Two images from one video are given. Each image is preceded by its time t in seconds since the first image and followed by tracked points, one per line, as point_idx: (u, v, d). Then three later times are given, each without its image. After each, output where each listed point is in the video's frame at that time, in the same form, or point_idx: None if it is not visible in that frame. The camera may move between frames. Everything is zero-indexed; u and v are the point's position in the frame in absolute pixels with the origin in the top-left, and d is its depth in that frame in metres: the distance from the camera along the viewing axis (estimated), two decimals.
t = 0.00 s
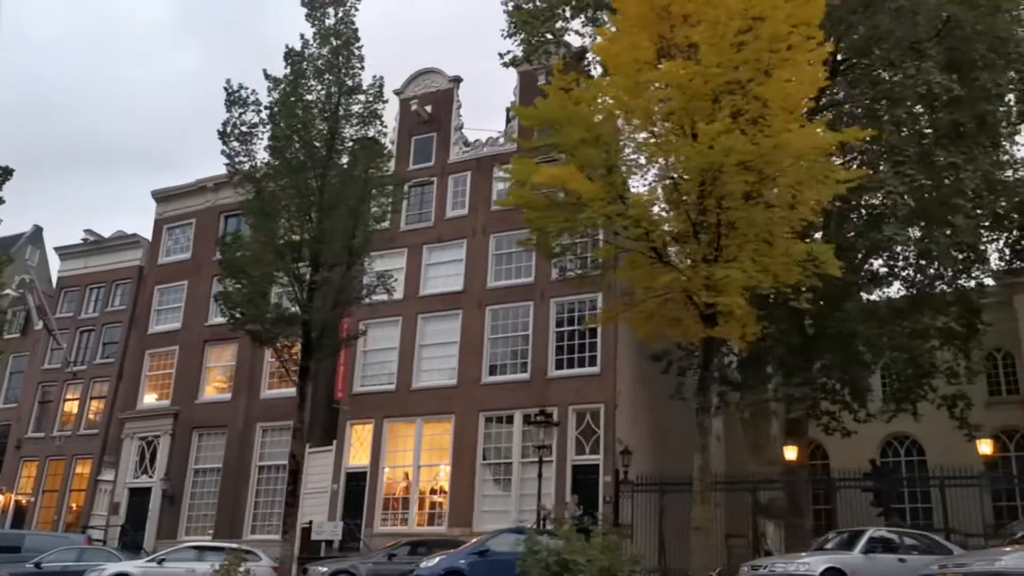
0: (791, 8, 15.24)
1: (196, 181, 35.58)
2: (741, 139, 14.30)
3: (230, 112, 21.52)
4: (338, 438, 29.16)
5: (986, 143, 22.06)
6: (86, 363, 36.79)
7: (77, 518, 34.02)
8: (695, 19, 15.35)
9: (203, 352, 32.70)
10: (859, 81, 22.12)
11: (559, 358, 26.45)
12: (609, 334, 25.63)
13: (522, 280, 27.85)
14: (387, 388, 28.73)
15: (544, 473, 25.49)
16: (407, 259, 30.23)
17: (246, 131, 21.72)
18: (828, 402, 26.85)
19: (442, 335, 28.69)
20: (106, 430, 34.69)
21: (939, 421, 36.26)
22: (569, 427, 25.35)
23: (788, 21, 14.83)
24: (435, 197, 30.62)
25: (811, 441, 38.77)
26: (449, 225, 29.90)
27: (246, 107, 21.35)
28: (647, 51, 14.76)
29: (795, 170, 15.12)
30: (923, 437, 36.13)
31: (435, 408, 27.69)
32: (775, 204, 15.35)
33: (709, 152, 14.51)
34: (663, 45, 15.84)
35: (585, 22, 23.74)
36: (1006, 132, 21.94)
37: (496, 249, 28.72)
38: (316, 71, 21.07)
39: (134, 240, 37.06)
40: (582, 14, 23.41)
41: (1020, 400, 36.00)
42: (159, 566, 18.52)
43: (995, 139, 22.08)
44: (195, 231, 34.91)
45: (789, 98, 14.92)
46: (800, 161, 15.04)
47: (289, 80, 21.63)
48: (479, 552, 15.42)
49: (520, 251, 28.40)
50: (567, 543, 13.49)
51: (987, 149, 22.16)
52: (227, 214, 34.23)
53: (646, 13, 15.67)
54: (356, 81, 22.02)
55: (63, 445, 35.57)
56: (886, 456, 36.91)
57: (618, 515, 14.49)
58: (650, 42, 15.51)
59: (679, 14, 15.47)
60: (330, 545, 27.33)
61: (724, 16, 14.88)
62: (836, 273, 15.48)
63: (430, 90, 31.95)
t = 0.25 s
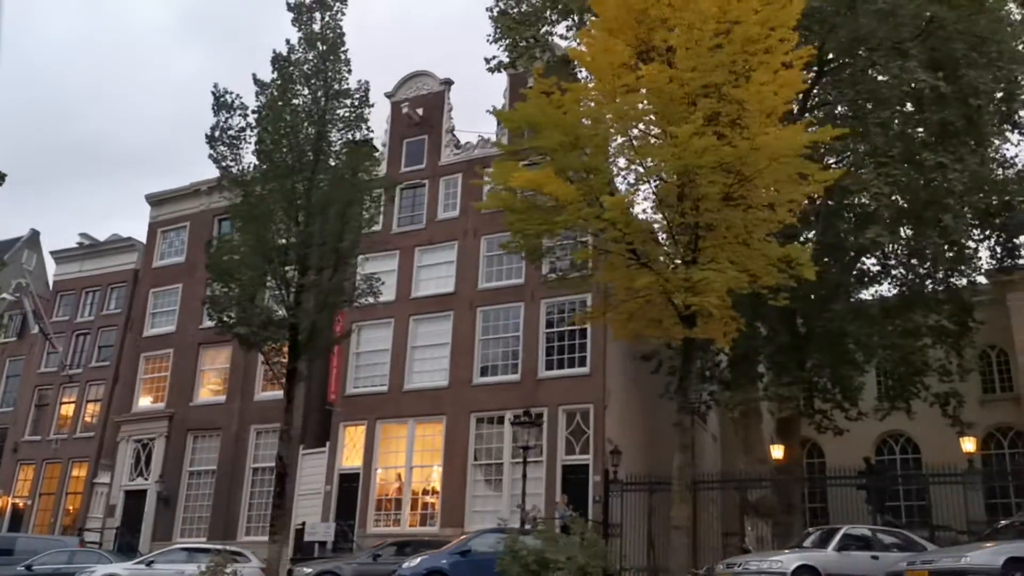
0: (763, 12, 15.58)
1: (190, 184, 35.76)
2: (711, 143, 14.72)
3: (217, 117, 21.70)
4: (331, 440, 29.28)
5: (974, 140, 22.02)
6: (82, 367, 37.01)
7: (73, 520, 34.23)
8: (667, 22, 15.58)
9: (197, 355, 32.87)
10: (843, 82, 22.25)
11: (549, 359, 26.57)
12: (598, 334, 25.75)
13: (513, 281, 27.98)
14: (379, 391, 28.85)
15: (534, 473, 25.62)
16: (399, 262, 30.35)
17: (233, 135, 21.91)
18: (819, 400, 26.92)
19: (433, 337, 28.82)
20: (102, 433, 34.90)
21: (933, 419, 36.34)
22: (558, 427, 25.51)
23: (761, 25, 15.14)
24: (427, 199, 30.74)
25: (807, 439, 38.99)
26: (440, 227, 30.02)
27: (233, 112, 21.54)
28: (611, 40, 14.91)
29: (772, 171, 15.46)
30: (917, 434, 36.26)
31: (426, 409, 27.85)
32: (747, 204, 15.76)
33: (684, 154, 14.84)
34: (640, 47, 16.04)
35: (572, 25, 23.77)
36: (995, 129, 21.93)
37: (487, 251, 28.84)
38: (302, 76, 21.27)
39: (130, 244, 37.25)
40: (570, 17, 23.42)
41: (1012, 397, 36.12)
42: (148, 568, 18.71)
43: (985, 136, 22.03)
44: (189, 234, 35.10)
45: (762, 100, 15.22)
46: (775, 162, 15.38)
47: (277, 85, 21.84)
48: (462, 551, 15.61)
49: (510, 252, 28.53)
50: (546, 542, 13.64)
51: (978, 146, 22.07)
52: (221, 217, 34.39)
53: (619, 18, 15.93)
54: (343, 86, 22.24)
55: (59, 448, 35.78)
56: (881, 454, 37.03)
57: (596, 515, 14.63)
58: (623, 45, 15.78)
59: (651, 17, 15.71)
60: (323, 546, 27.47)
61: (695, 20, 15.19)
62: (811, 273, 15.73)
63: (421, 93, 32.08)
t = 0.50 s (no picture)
0: (743, 17, 15.82)
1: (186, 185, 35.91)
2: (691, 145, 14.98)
3: (209, 118, 21.82)
4: (324, 440, 29.38)
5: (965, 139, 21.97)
6: (79, 367, 37.20)
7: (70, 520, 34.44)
8: (648, 26, 15.81)
9: (193, 356, 33.02)
10: (828, 84, 22.17)
11: (541, 359, 26.69)
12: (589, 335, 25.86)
13: (505, 282, 28.09)
14: (373, 391, 28.96)
15: (525, 473, 25.74)
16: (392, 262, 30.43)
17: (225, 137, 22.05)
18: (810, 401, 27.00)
19: (426, 337, 28.93)
20: (98, 433, 35.11)
21: (927, 419, 36.44)
22: (549, 428, 25.63)
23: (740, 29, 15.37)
24: (421, 200, 30.77)
25: (804, 439, 39.13)
26: (433, 228, 30.09)
27: (224, 113, 21.66)
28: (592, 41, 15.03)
29: (753, 173, 15.66)
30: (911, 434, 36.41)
31: (419, 409, 27.97)
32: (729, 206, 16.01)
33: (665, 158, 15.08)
34: (623, 52, 16.25)
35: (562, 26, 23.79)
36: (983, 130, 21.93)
37: (480, 252, 28.93)
38: (293, 78, 21.41)
39: (126, 244, 37.43)
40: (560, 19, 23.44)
41: (1006, 397, 36.23)
42: (138, 567, 18.90)
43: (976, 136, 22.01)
44: (185, 235, 35.27)
45: (743, 103, 15.44)
46: (756, 164, 15.59)
47: (268, 87, 21.97)
48: (446, 551, 15.76)
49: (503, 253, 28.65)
50: (526, 543, 13.78)
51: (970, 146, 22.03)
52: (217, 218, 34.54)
53: (602, 23, 16.18)
54: (334, 88, 22.40)
55: (56, 448, 35.99)
56: (877, 454, 37.13)
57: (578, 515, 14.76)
58: (605, 50, 16.03)
59: (633, 22, 15.94)
60: (316, 546, 27.60)
61: (675, 25, 15.48)
62: (792, 275, 15.88)
63: (416, 95, 32.16)
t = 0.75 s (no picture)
0: (722, 20, 16.01)
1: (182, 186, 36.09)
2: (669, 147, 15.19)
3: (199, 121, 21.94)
4: (318, 439, 29.52)
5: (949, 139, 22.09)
6: (77, 367, 37.46)
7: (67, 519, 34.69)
8: (628, 30, 16.01)
9: (188, 356, 33.21)
10: (813, 86, 22.11)
11: (532, 359, 26.85)
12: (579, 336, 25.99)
13: (496, 282, 28.22)
14: (366, 391, 29.12)
15: (517, 473, 25.87)
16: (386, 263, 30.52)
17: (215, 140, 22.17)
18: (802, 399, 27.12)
19: (419, 337, 29.07)
20: (95, 432, 35.36)
21: (922, 417, 36.51)
22: (540, 427, 25.79)
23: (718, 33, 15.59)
24: (414, 200, 30.79)
25: (800, 438, 39.26)
26: (426, 228, 30.14)
27: (215, 115, 21.83)
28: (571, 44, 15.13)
29: (732, 174, 15.87)
30: (906, 433, 36.48)
31: (412, 409, 28.14)
32: (708, 207, 16.24)
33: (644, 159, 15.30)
34: (605, 54, 16.43)
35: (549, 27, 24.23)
36: (967, 130, 22.07)
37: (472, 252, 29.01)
38: (282, 80, 21.59)
39: (123, 245, 37.63)
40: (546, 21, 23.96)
41: (1001, 395, 36.17)
42: (128, 567, 19.12)
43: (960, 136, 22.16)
44: (181, 236, 35.45)
45: (721, 105, 15.65)
46: (735, 165, 15.79)
47: (258, 89, 22.12)
48: (429, 551, 15.95)
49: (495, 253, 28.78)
50: (505, 541, 13.94)
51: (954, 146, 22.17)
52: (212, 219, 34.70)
53: (583, 26, 16.39)
54: (323, 90, 22.55)
55: (54, 447, 36.25)
56: (872, 453, 37.22)
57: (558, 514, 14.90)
58: (585, 53, 16.25)
59: (613, 26, 16.13)
60: (310, 545, 27.75)
61: (653, 29, 15.71)
62: (772, 276, 16.02)
63: (409, 96, 32.28)
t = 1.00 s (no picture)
0: (704, 24, 16.06)
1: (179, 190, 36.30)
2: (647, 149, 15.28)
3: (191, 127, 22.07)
4: (314, 441, 29.69)
5: (932, 138, 22.44)
6: (76, 371, 37.70)
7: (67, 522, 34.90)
8: (610, 33, 16.14)
9: (186, 359, 33.40)
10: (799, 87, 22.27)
11: (525, 360, 26.98)
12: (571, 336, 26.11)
13: (488, 284, 28.27)
14: (360, 392, 29.28)
15: (511, 473, 26.01)
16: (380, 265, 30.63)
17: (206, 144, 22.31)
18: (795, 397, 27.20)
19: (413, 339, 29.22)
20: (94, 436, 35.56)
21: (919, 415, 36.56)
22: (533, 427, 25.94)
23: (699, 35, 15.66)
24: (409, 202, 30.91)
25: (798, 436, 39.36)
26: (420, 231, 30.24)
27: (206, 120, 21.99)
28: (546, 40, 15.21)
29: (714, 175, 15.98)
30: (903, 431, 36.58)
31: (406, 410, 28.28)
32: (690, 208, 16.35)
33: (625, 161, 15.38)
34: (588, 58, 16.57)
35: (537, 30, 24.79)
36: (952, 128, 22.31)
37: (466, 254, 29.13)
38: (272, 85, 21.73)
39: (121, 249, 37.86)
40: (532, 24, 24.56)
41: (999, 394, 35.77)
42: (122, 568, 19.30)
43: (944, 135, 22.46)
44: (178, 239, 35.66)
45: (702, 107, 15.72)
46: (716, 166, 15.91)
47: (249, 94, 22.30)
48: (416, 551, 16.11)
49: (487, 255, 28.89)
50: (489, 540, 14.08)
51: (937, 145, 22.48)
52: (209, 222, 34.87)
53: (566, 30, 16.54)
54: (312, 94, 22.68)
55: (53, 451, 36.49)
56: (869, 451, 37.29)
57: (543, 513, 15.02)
58: (568, 57, 16.40)
59: (596, 29, 16.29)
60: (306, 546, 27.90)
61: (634, 32, 15.84)
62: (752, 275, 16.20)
63: (403, 99, 32.42)
